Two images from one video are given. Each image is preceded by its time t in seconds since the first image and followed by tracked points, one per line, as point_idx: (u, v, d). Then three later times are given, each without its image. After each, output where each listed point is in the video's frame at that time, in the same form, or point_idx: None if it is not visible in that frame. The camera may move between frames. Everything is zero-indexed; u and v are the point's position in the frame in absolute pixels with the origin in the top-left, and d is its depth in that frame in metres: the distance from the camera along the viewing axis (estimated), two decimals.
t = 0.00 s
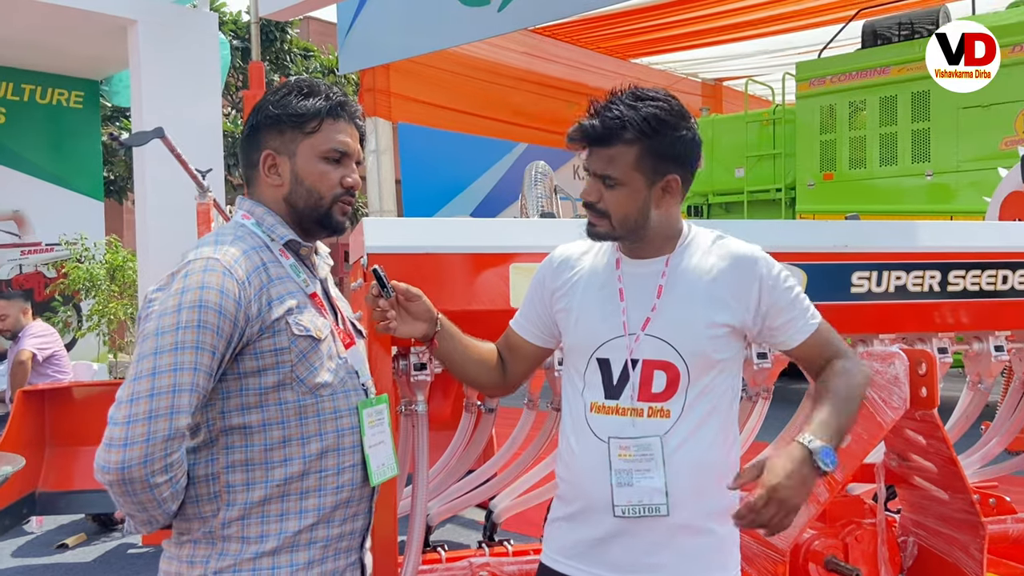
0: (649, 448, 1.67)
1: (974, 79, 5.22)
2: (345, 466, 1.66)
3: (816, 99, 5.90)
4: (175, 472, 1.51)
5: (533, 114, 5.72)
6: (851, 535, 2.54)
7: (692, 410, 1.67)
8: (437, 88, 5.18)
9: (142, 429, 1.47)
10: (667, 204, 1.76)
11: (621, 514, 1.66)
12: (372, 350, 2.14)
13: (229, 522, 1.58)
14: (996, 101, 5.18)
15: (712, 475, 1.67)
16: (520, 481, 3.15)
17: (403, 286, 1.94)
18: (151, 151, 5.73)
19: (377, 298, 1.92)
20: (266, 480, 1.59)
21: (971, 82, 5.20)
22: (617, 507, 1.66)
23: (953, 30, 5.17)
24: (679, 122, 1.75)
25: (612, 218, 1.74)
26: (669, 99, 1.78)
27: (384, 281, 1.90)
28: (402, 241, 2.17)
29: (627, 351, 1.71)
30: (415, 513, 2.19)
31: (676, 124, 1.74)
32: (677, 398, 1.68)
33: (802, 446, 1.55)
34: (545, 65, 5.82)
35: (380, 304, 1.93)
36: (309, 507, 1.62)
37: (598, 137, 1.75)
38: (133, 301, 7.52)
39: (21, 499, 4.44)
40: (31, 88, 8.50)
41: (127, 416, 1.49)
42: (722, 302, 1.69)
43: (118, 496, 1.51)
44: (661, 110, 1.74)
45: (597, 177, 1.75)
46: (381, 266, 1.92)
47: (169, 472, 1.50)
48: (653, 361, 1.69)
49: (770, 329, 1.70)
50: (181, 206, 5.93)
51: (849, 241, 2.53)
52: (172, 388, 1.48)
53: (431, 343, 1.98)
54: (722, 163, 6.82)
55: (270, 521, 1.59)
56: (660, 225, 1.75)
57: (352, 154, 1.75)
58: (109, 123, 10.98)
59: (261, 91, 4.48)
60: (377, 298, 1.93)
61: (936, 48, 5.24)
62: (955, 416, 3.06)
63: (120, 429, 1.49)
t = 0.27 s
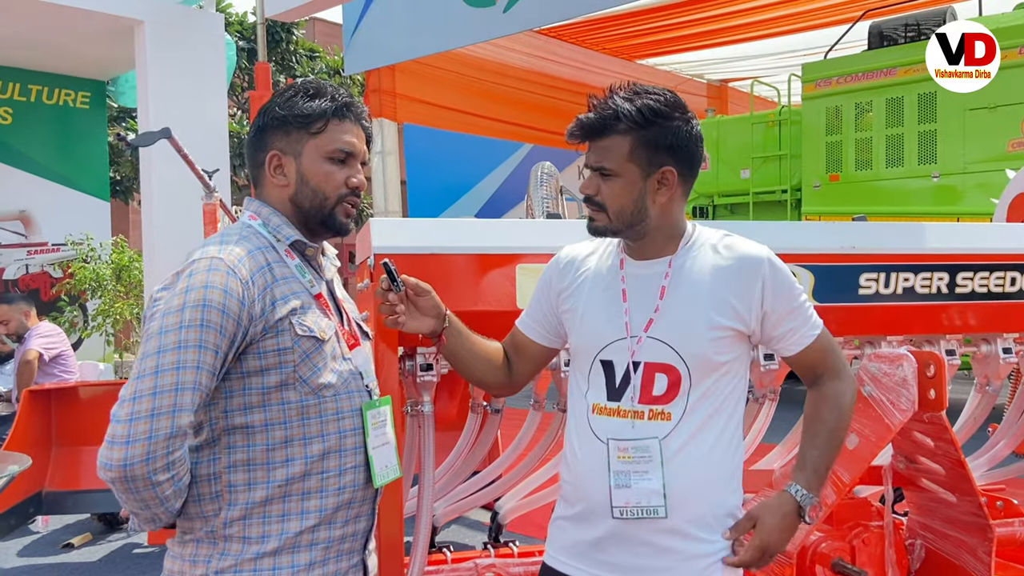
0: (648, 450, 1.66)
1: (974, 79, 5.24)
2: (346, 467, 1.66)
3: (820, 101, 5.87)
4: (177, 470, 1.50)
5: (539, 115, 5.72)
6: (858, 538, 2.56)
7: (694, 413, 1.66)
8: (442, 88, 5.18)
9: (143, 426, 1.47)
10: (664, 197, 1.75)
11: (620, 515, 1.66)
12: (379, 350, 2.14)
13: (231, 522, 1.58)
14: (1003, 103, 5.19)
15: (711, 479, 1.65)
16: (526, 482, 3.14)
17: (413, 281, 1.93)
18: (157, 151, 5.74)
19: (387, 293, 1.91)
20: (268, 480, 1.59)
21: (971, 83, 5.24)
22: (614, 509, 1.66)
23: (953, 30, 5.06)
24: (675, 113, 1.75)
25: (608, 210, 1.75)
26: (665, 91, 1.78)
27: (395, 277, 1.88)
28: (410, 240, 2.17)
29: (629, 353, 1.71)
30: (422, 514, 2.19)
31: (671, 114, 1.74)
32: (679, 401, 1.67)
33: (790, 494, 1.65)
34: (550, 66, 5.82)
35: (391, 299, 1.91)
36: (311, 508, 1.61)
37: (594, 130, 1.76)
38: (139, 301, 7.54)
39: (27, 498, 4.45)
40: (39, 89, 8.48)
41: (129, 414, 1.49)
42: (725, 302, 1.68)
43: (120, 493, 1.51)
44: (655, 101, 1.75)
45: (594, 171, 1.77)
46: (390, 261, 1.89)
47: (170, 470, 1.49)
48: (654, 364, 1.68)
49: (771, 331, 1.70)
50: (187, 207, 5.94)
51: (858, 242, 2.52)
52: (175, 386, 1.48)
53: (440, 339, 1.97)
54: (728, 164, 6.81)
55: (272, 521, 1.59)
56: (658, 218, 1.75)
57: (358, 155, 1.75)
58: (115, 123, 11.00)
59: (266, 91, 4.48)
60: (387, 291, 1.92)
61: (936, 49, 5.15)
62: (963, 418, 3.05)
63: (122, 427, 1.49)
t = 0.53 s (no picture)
0: (641, 450, 1.66)
1: (974, 79, 5.26)
2: (343, 466, 1.65)
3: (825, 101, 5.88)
4: (170, 467, 1.50)
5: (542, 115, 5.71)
6: (860, 540, 2.55)
7: (691, 414, 1.65)
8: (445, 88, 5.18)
9: (134, 423, 1.48)
10: (656, 196, 1.75)
11: (614, 517, 1.66)
12: (381, 351, 2.13)
13: (226, 519, 1.58)
14: (1007, 103, 5.18)
15: (710, 479, 1.64)
16: (528, 482, 3.14)
17: (413, 279, 1.93)
18: (161, 150, 5.75)
19: (388, 290, 1.91)
20: (262, 479, 1.58)
21: (971, 82, 5.22)
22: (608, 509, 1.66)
23: (952, 30, 5.13)
24: (666, 112, 1.75)
25: (601, 209, 1.75)
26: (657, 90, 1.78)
27: (395, 274, 1.88)
28: (412, 240, 2.17)
29: (625, 354, 1.71)
30: (424, 514, 2.19)
31: (662, 113, 1.74)
32: (674, 403, 1.66)
33: (783, 525, 1.64)
34: (553, 66, 5.82)
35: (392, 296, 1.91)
36: (306, 507, 1.61)
37: (586, 130, 1.77)
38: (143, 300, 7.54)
39: (30, 496, 4.44)
40: (43, 88, 8.50)
41: (121, 410, 1.49)
42: (717, 302, 1.67)
43: (114, 490, 1.51)
44: (646, 100, 1.75)
45: (587, 171, 1.77)
46: (393, 260, 1.88)
47: (163, 467, 1.49)
48: (649, 366, 1.68)
49: (765, 333, 1.68)
50: (191, 206, 5.94)
51: (862, 242, 2.51)
52: (166, 384, 1.48)
53: (441, 338, 1.97)
54: (732, 164, 6.79)
55: (268, 520, 1.58)
56: (652, 216, 1.75)
57: (361, 159, 1.74)
58: (119, 123, 11.02)
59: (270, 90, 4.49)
60: (387, 288, 1.92)
61: (936, 48, 5.22)
62: (966, 419, 3.04)
63: (114, 423, 1.49)
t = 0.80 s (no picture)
0: (634, 451, 1.66)
1: (974, 79, 5.22)
2: (343, 464, 1.65)
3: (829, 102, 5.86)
4: (170, 463, 1.50)
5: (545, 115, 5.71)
6: (862, 540, 2.56)
7: (686, 415, 1.65)
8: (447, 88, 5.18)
9: (133, 419, 1.48)
10: (650, 195, 1.75)
11: (605, 516, 1.66)
12: (384, 350, 2.13)
13: (227, 516, 1.58)
14: (1011, 105, 5.17)
15: (706, 479, 1.64)
16: (529, 482, 3.14)
17: (412, 273, 1.93)
18: (164, 149, 5.75)
19: (387, 284, 1.91)
20: (263, 476, 1.58)
21: (971, 82, 5.21)
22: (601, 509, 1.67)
23: (952, 30, 5.11)
24: (656, 110, 1.75)
25: (596, 211, 1.75)
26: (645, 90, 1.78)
27: (394, 267, 1.89)
28: (414, 239, 2.17)
29: (620, 354, 1.71)
30: (425, 513, 2.19)
31: (652, 111, 1.74)
32: (670, 403, 1.66)
33: (795, 528, 1.66)
34: (556, 66, 5.83)
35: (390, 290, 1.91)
36: (306, 504, 1.61)
37: (578, 132, 1.77)
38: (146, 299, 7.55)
39: (32, 495, 4.45)
40: (46, 87, 8.51)
41: (120, 407, 1.49)
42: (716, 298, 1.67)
43: (115, 486, 1.51)
44: (636, 100, 1.75)
45: (580, 173, 1.77)
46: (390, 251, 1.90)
47: (162, 463, 1.49)
48: (644, 366, 1.68)
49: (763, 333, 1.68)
50: (194, 205, 5.95)
51: (864, 243, 2.51)
52: (165, 380, 1.48)
53: (439, 333, 1.97)
54: (735, 165, 6.79)
55: (268, 516, 1.59)
56: (647, 216, 1.75)
57: (363, 157, 1.74)
58: (122, 122, 11.04)
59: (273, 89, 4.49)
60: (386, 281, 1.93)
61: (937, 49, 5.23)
62: (969, 421, 3.03)
63: (113, 420, 1.49)
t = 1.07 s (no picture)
0: (634, 450, 1.67)
1: (974, 78, 5.21)
2: (348, 461, 1.65)
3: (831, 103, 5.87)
4: (177, 462, 1.51)
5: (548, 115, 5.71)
6: (864, 541, 2.55)
7: (687, 415, 1.66)
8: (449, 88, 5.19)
9: (140, 419, 1.48)
10: (649, 190, 1.75)
11: (607, 515, 1.67)
12: (386, 351, 2.14)
13: (233, 514, 1.59)
14: (1015, 106, 5.17)
15: (707, 480, 1.65)
16: (531, 482, 3.15)
17: (414, 276, 1.94)
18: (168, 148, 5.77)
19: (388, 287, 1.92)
20: (269, 474, 1.59)
21: (971, 82, 5.19)
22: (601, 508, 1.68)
23: (952, 29, 5.05)
24: (657, 107, 1.76)
25: (595, 206, 1.76)
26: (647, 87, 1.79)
27: (395, 270, 1.91)
28: (417, 239, 2.18)
29: (619, 354, 1.71)
30: (428, 512, 2.19)
31: (652, 107, 1.75)
32: (671, 404, 1.66)
33: (800, 556, 1.68)
34: (558, 66, 5.84)
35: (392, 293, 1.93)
36: (312, 502, 1.62)
37: (578, 128, 1.78)
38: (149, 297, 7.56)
39: (35, 493, 4.46)
40: (50, 86, 8.48)
41: (128, 406, 1.50)
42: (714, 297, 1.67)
43: (122, 485, 1.52)
44: (637, 96, 1.76)
45: (580, 168, 1.78)
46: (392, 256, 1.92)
47: (169, 462, 1.50)
48: (644, 366, 1.69)
49: (757, 336, 1.67)
50: (197, 204, 5.96)
51: (867, 244, 2.51)
52: (171, 380, 1.49)
53: (441, 337, 1.97)
54: (737, 165, 6.79)
55: (274, 514, 1.59)
56: (646, 212, 1.75)
57: (366, 160, 1.75)
58: (125, 120, 11.05)
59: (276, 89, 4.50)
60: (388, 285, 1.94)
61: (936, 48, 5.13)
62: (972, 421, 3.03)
63: (120, 419, 1.50)
